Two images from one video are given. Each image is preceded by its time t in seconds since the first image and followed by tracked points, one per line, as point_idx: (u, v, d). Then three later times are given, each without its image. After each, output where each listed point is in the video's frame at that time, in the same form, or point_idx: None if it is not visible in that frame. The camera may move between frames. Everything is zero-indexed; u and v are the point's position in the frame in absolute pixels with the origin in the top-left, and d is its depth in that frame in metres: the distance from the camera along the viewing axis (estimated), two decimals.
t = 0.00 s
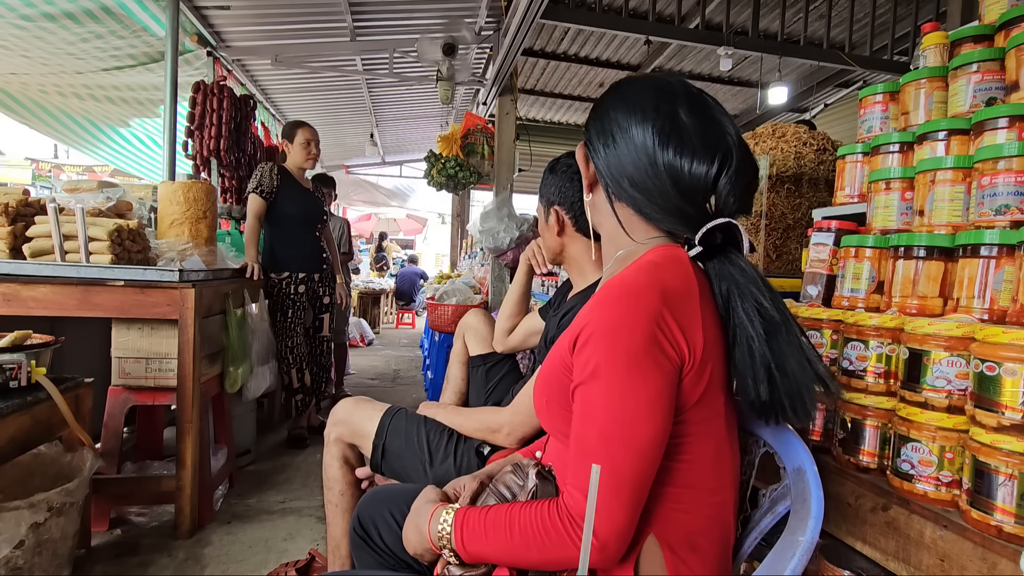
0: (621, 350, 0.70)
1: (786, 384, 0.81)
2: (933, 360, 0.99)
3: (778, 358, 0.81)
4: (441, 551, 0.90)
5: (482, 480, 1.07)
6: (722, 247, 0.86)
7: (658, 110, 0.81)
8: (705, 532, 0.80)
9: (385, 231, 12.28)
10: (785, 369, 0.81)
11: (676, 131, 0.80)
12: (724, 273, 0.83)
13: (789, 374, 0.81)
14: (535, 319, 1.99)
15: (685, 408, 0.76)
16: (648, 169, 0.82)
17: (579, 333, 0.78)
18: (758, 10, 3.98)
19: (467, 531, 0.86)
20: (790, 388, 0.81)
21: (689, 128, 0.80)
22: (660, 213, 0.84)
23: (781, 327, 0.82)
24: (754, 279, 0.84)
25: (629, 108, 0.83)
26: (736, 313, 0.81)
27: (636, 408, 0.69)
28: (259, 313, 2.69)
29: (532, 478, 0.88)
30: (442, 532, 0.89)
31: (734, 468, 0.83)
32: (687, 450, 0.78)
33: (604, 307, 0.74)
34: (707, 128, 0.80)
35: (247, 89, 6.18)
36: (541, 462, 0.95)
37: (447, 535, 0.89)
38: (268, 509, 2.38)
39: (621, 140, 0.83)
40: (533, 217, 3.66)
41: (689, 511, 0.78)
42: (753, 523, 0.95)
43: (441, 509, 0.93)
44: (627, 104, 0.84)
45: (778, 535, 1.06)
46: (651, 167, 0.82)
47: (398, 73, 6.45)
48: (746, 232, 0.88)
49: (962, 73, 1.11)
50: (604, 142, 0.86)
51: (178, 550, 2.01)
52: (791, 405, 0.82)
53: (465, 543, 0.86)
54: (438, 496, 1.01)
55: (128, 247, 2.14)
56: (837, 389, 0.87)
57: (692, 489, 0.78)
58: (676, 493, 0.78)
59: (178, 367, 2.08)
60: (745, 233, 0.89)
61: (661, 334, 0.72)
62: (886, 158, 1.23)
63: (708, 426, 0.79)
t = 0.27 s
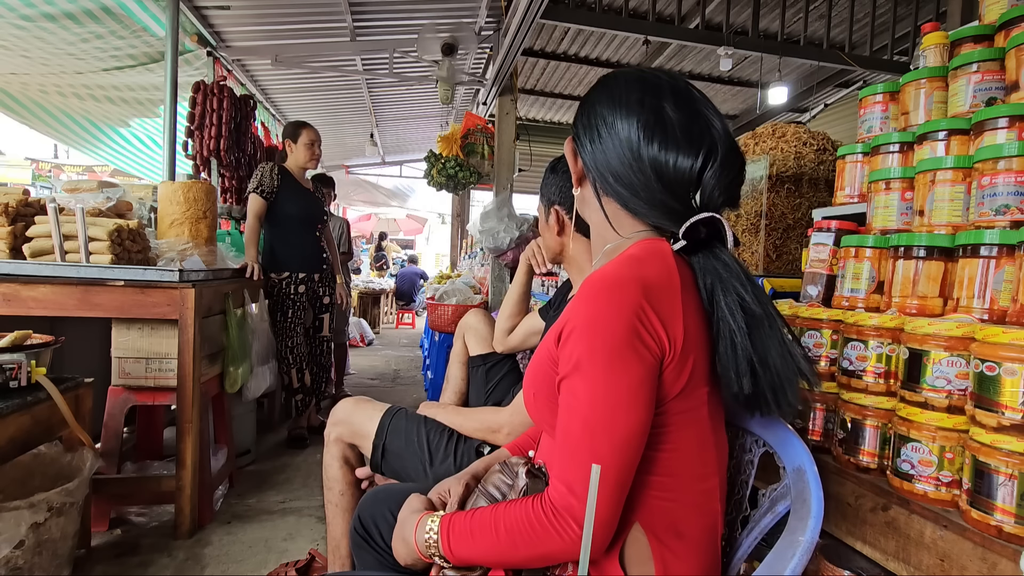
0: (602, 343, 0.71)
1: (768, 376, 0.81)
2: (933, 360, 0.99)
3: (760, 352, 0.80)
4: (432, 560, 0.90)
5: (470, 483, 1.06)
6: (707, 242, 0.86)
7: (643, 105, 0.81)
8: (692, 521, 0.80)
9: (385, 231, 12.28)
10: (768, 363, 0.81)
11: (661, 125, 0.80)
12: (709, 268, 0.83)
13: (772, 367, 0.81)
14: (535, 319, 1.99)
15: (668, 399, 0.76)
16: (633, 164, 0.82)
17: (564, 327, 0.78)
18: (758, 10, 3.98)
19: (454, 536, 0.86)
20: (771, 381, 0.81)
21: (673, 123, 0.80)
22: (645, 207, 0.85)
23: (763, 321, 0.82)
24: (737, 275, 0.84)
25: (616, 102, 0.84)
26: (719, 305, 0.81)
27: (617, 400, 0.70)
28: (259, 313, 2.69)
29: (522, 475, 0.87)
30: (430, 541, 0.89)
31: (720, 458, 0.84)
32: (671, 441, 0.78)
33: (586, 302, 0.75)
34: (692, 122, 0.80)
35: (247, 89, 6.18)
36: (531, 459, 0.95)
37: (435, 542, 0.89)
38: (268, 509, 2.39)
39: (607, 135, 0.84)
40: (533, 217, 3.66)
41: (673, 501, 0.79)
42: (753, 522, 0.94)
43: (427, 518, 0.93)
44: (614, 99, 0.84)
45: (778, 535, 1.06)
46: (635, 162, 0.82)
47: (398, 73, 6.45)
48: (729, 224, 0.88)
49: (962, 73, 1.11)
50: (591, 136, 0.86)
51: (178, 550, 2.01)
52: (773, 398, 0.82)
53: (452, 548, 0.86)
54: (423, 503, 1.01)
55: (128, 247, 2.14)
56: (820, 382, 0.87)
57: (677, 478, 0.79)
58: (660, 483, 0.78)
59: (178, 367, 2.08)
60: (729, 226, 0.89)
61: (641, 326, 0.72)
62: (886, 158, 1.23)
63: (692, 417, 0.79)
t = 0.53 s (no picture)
0: (588, 340, 0.71)
1: (759, 373, 0.81)
2: (933, 360, 0.99)
3: (751, 348, 0.81)
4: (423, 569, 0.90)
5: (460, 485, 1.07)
6: (699, 240, 0.85)
7: (634, 102, 0.82)
8: (682, 518, 0.80)
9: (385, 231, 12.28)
10: (758, 359, 0.81)
11: (652, 123, 0.80)
12: (701, 264, 0.83)
13: (762, 363, 0.81)
14: (535, 318, 1.98)
15: (657, 396, 0.76)
16: (625, 162, 0.82)
17: (554, 325, 0.78)
18: (758, 10, 3.98)
19: (440, 543, 0.86)
20: (762, 377, 0.81)
21: (665, 121, 0.80)
22: (636, 205, 0.85)
23: (755, 317, 0.82)
24: (729, 271, 0.84)
25: (607, 100, 0.84)
26: (710, 303, 0.81)
27: (603, 398, 0.70)
28: (259, 313, 2.69)
29: (517, 479, 0.88)
30: (417, 550, 0.89)
31: (712, 454, 0.84)
32: (659, 437, 0.78)
33: (574, 299, 0.74)
34: (682, 121, 0.81)
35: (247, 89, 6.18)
36: (520, 459, 0.95)
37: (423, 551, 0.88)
38: (268, 509, 2.38)
39: (598, 132, 0.84)
40: (532, 217, 3.66)
41: (663, 497, 0.79)
42: (752, 521, 0.94)
43: (413, 529, 0.93)
44: (605, 96, 0.84)
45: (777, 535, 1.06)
46: (626, 160, 0.82)
47: (399, 73, 6.45)
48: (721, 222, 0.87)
49: (962, 73, 1.11)
50: (582, 134, 0.86)
51: (178, 550, 2.01)
52: (764, 393, 0.82)
53: (439, 555, 0.86)
54: (410, 513, 1.00)
55: (128, 247, 2.14)
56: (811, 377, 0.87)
57: (666, 475, 0.79)
58: (650, 479, 0.78)
59: (178, 367, 2.08)
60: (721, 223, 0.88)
61: (629, 323, 0.72)
62: (886, 158, 1.23)
63: (681, 415, 0.79)
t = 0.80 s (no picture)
0: (595, 341, 0.71)
1: (763, 373, 0.81)
2: (932, 360, 0.99)
3: (755, 349, 0.81)
4: (426, 568, 0.90)
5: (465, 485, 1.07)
6: (701, 240, 0.85)
7: (637, 104, 0.82)
8: (687, 519, 0.80)
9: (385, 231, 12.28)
10: (762, 360, 0.81)
11: (655, 124, 0.81)
12: (704, 266, 0.83)
13: (766, 364, 0.81)
14: (535, 318, 1.98)
15: (662, 397, 0.76)
16: (628, 163, 0.82)
17: (559, 327, 0.78)
18: (758, 10, 3.98)
19: (447, 543, 0.86)
20: (766, 378, 0.81)
21: (668, 122, 0.81)
22: (639, 206, 0.85)
23: (759, 318, 0.82)
24: (733, 271, 0.84)
25: (610, 101, 0.84)
26: (714, 304, 0.81)
27: (609, 398, 0.70)
28: (259, 313, 2.69)
29: (522, 478, 0.88)
30: (423, 550, 0.89)
31: (716, 455, 0.84)
32: (664, 438, 0.78)
33: (579, 301, 0.74)
34: (685, 122, 0.81)
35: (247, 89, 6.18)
36: (526, 459, 0.95)
37: (429, 551, 0.88)
38: (268, 509, 2.39)
39: (602, 133, 0.84)
40: (532, 217, 3.66)
41: (667, 498, 0.79)
42: (753, 521, 0.94)
43: (420, 527, 0.93)
44: (608, 97, 0.84)
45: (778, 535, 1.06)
46: (630, 161, 0.82)
47: (398, 73, 6.45)
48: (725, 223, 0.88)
49: (962, 73, 1.11)
50: (585, 135, 0.86)
51: (178, 550, 2.01)
52: (767, 394, 0.82)
53: (445, 556, 0.86)
54: (415, 513, 1.00)
55: (128, 247, 2.14)
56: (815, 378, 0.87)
57: (671, 476, 0.79)
58: (654, 480, 0.78)
59: (178, 367, 2.08)
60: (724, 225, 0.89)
61: (634, 324, 0.72)
62: (886, 158, 1.23)
63: (686, 416, 0.79)
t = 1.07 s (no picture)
0: (605, 347, 0.71)
1: (771, 378, 0.82)
2: (932, 360, 0.99)
3: (763, 354, 0.81)
4: (424, 566, 0.90)
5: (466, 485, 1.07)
6: (710, 246, 0.86)
7: (647, 106, 0.82)
8: (691, 524, 0.80)
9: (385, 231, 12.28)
10: (770, 364, 0.82)
11: (665, 128, 0.81)
12: (711, 270, 0.84)
13: (774, 369, 0.82)
14: (535, 318, 1.98)
15: (670, 403, 0.76)
16: (637, 165, 0.82)
17: (566, 331, 0.77)
18: (758, 10, 3.98)
19: (446, 542, 0.86)
20: (774, 383, 0.82)
21: (677, 127, 0.81)
22: (647, 209, 0.84)
23: (765, 323, 0.83)
24: (740, 276, 0.84)
25: (618, 102, 0.84)
26: (724, 309, 0.81)
27: (618, 404, 0.70)
28: (259, 313, 2.69)
29: (521, 480, 0.88)
30: (422, 548, 0.89)
31: (721, 459, 0.84)
32: (671, 444, 0.78)
33: (589, 306, 0.74)
34: (692, 128, 0.82)
35: (247, 89, 6.18)
36: (527, 460, 0.95)
37: (428, 549, 0.88)
38: (268, 510, 2.39)
39: (611, 134, 0.83)
40: (532, 217, 3.66)
41: (672, 504, 0.79)
42: (753, 521, 0.94)
43: (420, 524, 0.92)
44: (615, 99, 0.84)
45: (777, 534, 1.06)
46: (641, 162, 0.82)
47: (398, 73, 6.45)
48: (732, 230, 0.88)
49: (962, 73, 1.11)
50: (591, 135, 0.86)
51: (178, 550, 2.01)
52: (776, 399, 0.83)
53: (444, 554, 0.86)
54: (416, 508, 1.00)
55: (128, 247, 2.14)
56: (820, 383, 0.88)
57: (676, 480, 0.78)
58: (659, 485, 0.78)
59: (178, 367, 2.08)
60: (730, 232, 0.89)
61: (646, 330, 0.71)
62: (886, 158, 1.23)
63: (693, 421, 0.79)
